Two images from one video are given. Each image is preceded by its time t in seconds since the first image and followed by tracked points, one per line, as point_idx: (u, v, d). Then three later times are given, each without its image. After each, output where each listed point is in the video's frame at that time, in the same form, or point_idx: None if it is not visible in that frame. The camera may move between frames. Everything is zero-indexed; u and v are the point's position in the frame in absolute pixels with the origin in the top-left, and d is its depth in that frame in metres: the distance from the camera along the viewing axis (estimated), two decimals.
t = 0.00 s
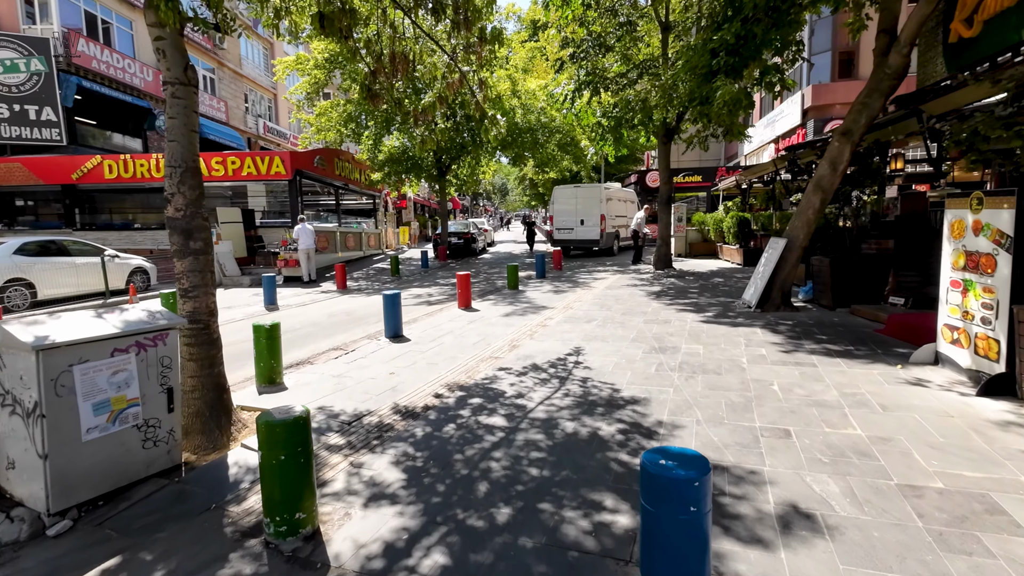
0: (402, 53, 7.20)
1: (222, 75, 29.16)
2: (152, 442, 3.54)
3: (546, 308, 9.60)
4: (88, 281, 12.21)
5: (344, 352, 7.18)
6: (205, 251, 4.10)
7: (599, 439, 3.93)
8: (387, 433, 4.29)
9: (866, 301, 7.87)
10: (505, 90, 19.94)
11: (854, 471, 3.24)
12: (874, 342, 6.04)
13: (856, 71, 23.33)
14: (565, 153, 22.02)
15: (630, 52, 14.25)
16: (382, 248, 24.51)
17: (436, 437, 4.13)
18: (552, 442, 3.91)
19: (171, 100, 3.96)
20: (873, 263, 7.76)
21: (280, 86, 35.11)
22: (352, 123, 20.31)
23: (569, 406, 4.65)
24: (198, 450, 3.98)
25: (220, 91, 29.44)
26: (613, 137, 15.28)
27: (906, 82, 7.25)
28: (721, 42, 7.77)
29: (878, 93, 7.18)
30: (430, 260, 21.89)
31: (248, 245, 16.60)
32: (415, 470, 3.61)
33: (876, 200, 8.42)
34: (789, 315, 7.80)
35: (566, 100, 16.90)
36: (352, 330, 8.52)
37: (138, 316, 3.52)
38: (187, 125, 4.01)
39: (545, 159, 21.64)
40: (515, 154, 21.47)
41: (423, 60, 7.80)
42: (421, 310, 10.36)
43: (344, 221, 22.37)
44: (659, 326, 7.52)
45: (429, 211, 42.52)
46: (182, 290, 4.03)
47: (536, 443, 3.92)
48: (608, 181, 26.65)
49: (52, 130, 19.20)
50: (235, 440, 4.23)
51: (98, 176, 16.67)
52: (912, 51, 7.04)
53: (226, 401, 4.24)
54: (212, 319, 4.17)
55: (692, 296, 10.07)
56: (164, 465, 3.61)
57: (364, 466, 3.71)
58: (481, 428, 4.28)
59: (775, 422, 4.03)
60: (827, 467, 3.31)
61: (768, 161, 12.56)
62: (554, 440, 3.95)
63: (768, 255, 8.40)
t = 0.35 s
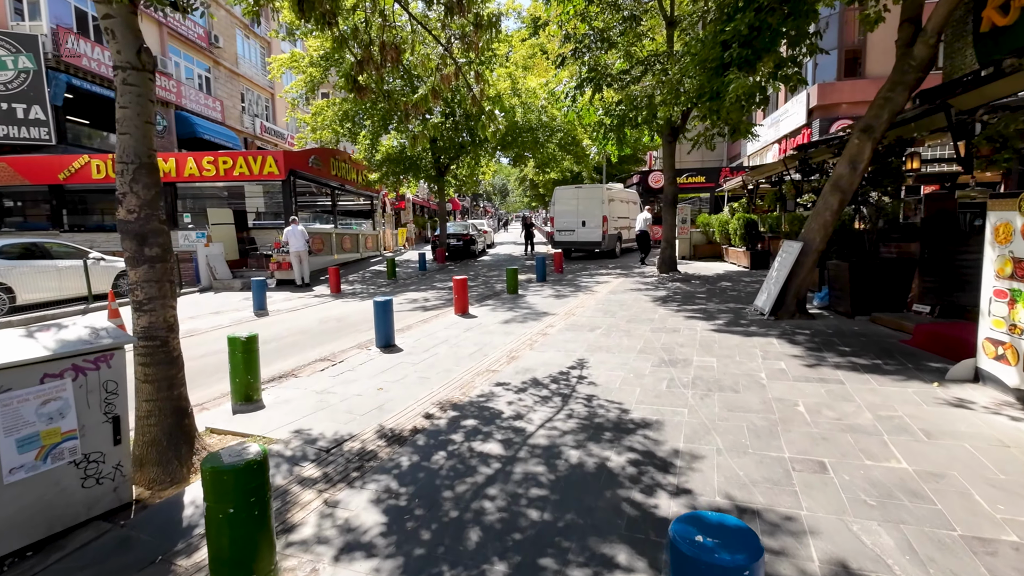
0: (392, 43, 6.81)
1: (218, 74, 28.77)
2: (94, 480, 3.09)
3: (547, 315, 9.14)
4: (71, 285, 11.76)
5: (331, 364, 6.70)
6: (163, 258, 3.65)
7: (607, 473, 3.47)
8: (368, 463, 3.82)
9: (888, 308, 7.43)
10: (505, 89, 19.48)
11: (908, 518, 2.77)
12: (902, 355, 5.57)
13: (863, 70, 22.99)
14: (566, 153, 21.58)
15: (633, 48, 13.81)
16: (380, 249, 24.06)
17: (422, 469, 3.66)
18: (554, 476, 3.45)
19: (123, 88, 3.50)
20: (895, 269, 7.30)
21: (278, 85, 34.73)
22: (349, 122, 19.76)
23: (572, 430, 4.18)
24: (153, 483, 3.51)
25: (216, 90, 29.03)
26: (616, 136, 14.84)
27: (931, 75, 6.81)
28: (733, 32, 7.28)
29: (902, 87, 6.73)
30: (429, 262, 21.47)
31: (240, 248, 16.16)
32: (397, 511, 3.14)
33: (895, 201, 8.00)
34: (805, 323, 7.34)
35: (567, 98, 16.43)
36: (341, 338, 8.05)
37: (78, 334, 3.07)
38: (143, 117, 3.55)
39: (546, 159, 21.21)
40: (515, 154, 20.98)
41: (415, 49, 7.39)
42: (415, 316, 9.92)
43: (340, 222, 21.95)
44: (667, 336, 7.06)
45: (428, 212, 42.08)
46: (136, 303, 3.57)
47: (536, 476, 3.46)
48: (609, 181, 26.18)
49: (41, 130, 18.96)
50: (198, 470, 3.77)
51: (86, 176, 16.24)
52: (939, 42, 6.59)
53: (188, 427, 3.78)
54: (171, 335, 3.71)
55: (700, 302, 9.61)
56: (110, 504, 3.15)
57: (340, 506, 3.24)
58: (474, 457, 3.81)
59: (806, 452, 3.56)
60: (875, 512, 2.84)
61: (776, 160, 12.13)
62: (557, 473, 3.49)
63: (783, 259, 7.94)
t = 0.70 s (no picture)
0: (381, 27, 6.66)
1: (215, 72, 28.37)
2: (22, 522, 2.62)
3: (550, 319, 8.66)
4: (55, 287, 11.32)
5: (319, 374, 6.24)
6: (115, 260, 3.20)
7: (624, 508, 3.00)
8: (351, 494, 3.35)
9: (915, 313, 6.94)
10: (505, 85, 19.04)
11: (993, 574, 2.30)
12: (941, 365, 5.09)
13: (871, 66, 22.57)
14: (569, 150, 21.12)
15: (637, 41, 13.38)
16: (378, 250, 23.61)
17: (411, 503, 3.19)
18: (563, 513, 2.98)
19: (66, 64, 3.05)
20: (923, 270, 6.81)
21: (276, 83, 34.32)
22: (345, 119, 19.17)
23: (582, 454, 3.71)
24: (100, 520, 3.05)
25: (213, 88, 28.62)
26: (620, 132, 14.36)
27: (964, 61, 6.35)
28: (749, 17, 6.69)
29: (933, 75, 6.26)
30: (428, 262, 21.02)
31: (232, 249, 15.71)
32: (380, 558, 2.67)
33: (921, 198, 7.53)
34: (827, 329, 6.86)
35: (570, 93, 15.97)
36: (332, 345, 7.59)
37: (5, 351, 2.61)
38: (90, 97, 3.11)
39: (548, 157, 20.75)
40: (516, 153, 20.52)
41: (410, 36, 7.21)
42: (412, 320, 9.45)
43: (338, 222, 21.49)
44: (680, 343, 6.58)
45: (428, 212, 41.65)
46: (83, 312, 3.11)
47: (542, 514, 2.99)
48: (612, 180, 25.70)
49: (30, 127, 18.49)
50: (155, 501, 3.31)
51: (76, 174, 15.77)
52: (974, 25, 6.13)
53: (145, 453, 3.33)
54: (125, 348, 3.26)
55: (710, 305, 9.14)
56: (44, 548, 2.70)
57: (313, 550, 2.77)
58: (471, 487, 3.34)
59: (854, 484, 3.09)
60: (951, 565, 2.37)
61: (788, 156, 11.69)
62: (567, 509, 3.02)
63: (801, 260, 7.46)
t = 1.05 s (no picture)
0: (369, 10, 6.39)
1: (210, 69, 27.93)
2: None
3: (553, 325, 8.21)
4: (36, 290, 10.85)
5: (305, 387, 5.78)
6: (51, 270, 2.74)
7: (648, 562, 2.53)
8: (329, 540, 2.89)
9: (946, 319, 6.48)
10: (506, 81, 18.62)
11: None
12: (986, 380, 4.63)
13: (878, 62, 22.23)
14: (571, 148, 20.70)
15: (641, 35, 12.94)
16: (375, 250, 23.16)
17: (397, 554, 2.72)
18: (575, 568, 2.52)
19: None
20: (954, 274, 6.35)
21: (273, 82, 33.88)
22: (341, 116, 18.70)
23: (595, 488, 3.25)
24: None
25: (209, 87, 28.17)
26: (625, 129, 13.92)
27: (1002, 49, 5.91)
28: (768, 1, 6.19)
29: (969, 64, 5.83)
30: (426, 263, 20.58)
31: (224, 249, 15.24)
32: None
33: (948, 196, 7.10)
34: (851, 337, 6.41)
35: (572, 89, 15.54)
36: (322, 354, 7.13)
37: None
38: (19, 80, 2.64)
39: (549, 155, 20.32)
40: (516, 151, 20.04)
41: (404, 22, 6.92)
42: (408, 326, 8.99)
43: (335, 222, 21.04)
44: (693, 353, 6.12)
45: (427, 212, 41.22)
46: (13, 330, 2.66)
47: (551, 569, 2.52)
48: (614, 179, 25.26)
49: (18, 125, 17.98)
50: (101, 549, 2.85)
51: (62, 173, 15.24)
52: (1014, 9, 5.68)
53: (89, 493, 2.87)
54: (65, 371, 2.80)
55: (721, 310, 8.68)
56: None
57: None
58: (468, 532, 2.88)
59: (919, 532, 2.62)
60: None
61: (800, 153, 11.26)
62: (581, 564, 2.56)
63: (822, 263, 7.01)
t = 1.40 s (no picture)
0: None
1: (204, 66, 27.46)
2: None
3: (554, 330, 7.74)
4: (13, 293, 10.37)
5: (284, 400, 5.31)
6: None
7: None
8: None
9: (978, 326, 6.02)
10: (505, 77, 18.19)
11: None
12: None
13: (884, 59, 21.83)
14: (571, 146, 20.26)
15: (644, 27, 12.47)
16: (371, 251, 22.69)
17: None
18: None
19: None
20: (987, 276, 5.88)
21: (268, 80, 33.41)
22: (336, 114, 18.23)
23: (605, 529, 2.78)
24: None
25: (203, 84, 27.69)
26: (627, 125, 13.47)
27: None
28: None
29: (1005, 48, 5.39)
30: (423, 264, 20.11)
31: (215, 250, 14.73)
32: None
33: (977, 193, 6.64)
34: (875, 344, 5.95)
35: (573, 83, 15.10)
36: (306, 362, 6.66)
37: None
38: None
39: (549, 153, 19.86)
40: (516, 149, 19.57)
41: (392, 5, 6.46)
42: (400, 330, 8.52)
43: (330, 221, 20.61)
44: (705, 363, 5.65)
45: (426, 212, 40.77)
46: None
47: None
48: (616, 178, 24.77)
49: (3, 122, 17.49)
50: None
51: (46, 171, 14.73)
52: None
53: None
54: None
55: (731, 314, 8.21)
56: None
57: None
58: None
59: None
60: None
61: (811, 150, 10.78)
62: None
63: (842, 264, 6.55)
